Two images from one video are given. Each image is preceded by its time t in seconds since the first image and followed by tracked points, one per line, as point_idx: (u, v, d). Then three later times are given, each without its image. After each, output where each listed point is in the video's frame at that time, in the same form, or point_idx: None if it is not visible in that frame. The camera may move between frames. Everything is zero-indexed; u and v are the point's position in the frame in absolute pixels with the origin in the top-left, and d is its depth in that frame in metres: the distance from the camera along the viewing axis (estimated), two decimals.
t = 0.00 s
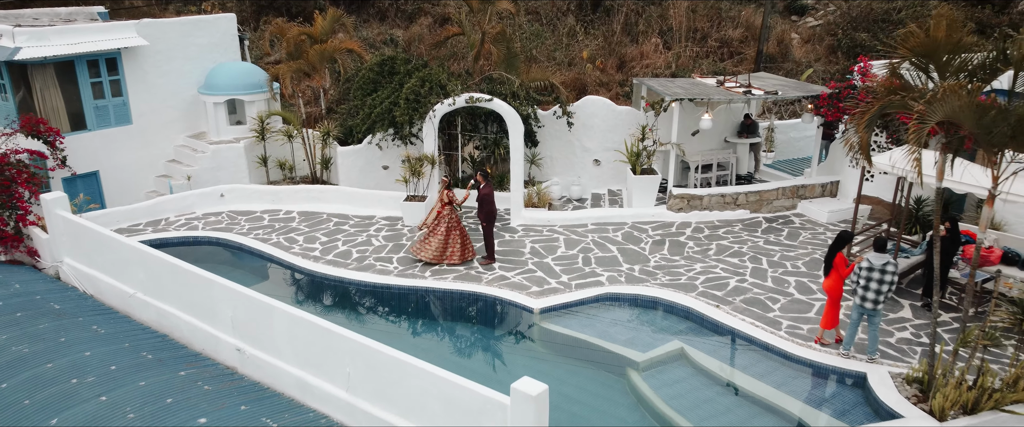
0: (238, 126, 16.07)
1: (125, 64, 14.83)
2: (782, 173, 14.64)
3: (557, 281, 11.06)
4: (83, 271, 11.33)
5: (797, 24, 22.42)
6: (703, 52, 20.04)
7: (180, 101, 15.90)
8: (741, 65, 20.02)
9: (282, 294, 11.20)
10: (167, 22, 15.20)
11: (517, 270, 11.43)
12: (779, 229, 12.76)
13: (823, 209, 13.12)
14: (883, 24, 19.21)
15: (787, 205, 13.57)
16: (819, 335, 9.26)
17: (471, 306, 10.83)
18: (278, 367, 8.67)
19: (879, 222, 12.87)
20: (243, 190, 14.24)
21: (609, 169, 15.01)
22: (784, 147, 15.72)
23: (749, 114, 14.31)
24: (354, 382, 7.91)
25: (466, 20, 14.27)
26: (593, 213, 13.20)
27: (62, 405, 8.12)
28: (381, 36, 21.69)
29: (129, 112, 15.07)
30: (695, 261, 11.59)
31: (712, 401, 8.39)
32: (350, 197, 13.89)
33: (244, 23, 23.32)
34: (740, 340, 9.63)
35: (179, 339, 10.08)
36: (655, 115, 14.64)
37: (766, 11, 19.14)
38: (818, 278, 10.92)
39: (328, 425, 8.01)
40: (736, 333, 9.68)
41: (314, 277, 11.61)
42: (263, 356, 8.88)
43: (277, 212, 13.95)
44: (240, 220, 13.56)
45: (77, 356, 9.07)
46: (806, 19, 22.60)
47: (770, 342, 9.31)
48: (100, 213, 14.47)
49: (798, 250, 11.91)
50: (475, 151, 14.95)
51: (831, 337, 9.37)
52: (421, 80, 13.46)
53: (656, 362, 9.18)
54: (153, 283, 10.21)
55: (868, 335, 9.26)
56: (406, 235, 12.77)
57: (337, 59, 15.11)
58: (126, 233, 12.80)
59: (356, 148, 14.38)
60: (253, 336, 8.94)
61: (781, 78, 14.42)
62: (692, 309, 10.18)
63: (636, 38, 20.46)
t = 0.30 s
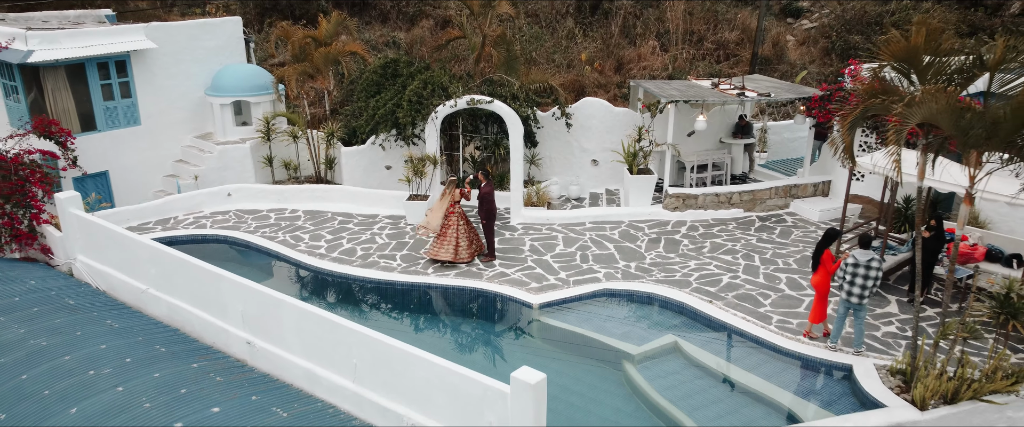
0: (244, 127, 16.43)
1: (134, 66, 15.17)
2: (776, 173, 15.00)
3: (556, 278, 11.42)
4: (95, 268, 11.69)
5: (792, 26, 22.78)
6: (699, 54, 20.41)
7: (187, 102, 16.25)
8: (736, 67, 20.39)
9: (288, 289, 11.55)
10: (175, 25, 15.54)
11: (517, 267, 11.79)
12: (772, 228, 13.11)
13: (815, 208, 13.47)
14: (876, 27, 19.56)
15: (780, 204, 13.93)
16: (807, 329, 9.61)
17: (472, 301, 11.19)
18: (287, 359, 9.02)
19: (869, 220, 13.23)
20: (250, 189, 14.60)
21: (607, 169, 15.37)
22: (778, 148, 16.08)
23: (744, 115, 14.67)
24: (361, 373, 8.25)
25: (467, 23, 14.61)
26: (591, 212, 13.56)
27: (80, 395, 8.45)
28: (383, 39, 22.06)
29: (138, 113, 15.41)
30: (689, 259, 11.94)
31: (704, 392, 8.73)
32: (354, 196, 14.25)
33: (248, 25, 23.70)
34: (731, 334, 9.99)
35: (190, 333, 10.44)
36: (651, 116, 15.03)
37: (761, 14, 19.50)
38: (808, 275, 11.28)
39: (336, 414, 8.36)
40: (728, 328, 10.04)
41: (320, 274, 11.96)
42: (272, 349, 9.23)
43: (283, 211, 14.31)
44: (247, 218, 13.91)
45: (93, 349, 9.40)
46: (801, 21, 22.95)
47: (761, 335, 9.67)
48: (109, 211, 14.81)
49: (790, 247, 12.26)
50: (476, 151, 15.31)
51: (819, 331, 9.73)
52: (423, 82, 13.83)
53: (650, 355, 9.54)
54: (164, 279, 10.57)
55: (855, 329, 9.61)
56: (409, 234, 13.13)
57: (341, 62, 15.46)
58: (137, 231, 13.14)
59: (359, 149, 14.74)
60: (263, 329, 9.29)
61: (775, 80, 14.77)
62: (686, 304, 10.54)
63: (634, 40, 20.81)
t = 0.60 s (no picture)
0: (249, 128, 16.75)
1: (142, 69, 15.49)
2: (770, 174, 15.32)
3: (554, 276, 11.75)
4: (107, 266, 12.04)
5: (788, 29, 23.11)
6: (696, 57, 20.74)
7: (193, 104, 16.57)
8: (732, 70, 20.72)
9: (294, 287, 11.87)
10: (181, 29, 15.84)
11: (516, 266, 12.12)
12: (766, 227, 13.44)
13: (808, 208, 13.78)
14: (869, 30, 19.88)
15: (774, 205, 14.26)
16: (798, 326, 9.93)
17: (473, 299, 11.51)
18: (295, 354, 9.33)
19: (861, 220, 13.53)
20: (255, 189, 14.91)
21: (605, 170, 15.68)
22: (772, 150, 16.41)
23: (739, 117, 14.94)
24: (367, 367, 8.57)
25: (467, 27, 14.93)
26: (589, 212, 13.88)
27: (95, 389, 8.74)
28: (385, 41, 22.40)
29: (145, 115, 15.73)
30: (684, 258, 12.26)
31: (698, 387, 9.04)
32: (357, 196, 14.56)
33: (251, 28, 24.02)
34: (724, 330, 10.31)
35: (200, 329, 10.77)
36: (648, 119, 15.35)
37: (756, 17, 19.81)
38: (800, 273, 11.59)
39: (342, 407, 8.68)
40: (722, 324, 10.35)
41: (325, 272, 12.28)
42: (280, 344, 9.55)
43: (288, 211, 14.64)
44: (253, 218, 14.23)
45: (105, 344, 9.70)
46: (797, 24, 23.29)
47: (753, 331, 9.99)
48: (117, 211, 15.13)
49: (783, 247, 12.58)
50: (477, 152, 15.62)
51: (809, 327, 10.05)
52: (425, 85, 14.16)
53: (646, 350, 9.86)
54: (175, 277, 10.91)
55: (843, 325, 9.94)
56: (412, 233, 13.45)
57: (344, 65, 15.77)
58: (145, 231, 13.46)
59: (363, 150, 15.06)
60: (271, 326, 9.61)
61: (769, 83, 15.07)
62: (681, 302, 10.86)
63: (632, 43, 21.13)
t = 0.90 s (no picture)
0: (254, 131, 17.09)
1: (149, 72, 15.81)
2: (764, 176, 15.65)
3: (553, 275, 12.08)
4: (118, 266, 12.37)
5: (784, 32, 23.44)
6: (692, 60, 21.09)
7: (199, 107, 16.90)
8: (729, 73, 21.06)
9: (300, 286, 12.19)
10: (188, 33, 16.17)
11: (516, 265, 12.46)
12: (760, 228, 13.76)
13: (801, 209, 14.11)
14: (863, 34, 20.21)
15: (768, 206, 14.59)
16: (788, 323, 10.26)
17: (474, 297, 11.83)
18: (302, 351, 9.66)
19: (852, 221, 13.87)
20: (261, 191, 15.24)
21: (603, 171, 16.00)
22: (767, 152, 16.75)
23: (735, 119, 15.26)
24: (372, 363, 8.89)
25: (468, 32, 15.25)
26: (587, 213, 14.20)
27: (109, 384, 9.03)
28: (387, 44, 22.74)
29: (153, 117, 16.05)
30: (680, 257, 12.59)
31: (691, 382, 9.37)
32: (361, 197, 14.89)
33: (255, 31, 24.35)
34: (717, 328, 10.64)
35: (209, 327, 11.10)
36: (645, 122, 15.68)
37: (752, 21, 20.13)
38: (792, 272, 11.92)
39: (348, 401, 9.01)
40: (715, 322, 10.68)
41: (330, 271, 12.61)
42: (288, 341, 9.88)
43: (293, 212, 14.97)
44: (259, 219, 14.56)
45: (118, 341, 10.01)
46: (793, 27, 23.63)
47: (745, 329, 10.32)
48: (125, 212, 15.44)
49: (776, 247, 12.91)
50: (477, 154, 15.94)
51: (799, 324, 10.38)
52: (427, 89, 14.49)
53: (642, 347, 10.19)
54: (184, 276, 11.23)
55: (832, 322, 10.27)
56: (414, 234, 13.78)
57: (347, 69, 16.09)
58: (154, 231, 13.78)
59: (366, 152, 15.39)
60: (279, 323, 9.93)
61: (764, 86, 15.40)
62: (676, 300, 11.20)
63: (630, 46, 21.46)
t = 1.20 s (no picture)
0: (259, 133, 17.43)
1: (157, 76, 16.13)
2: (759, 177, 15.99)
3: (551, 274, 12.43)
4: (129, 266, 12.73)
5: (780, 36, 23.80)
6: (689, 63, 21.44)
7: (205, 110, 17.24)
8: (725, 76, 21.41)
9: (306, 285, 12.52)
10: (195, 38, 16.49)
11: (516, 265, 12.81)
12: (753, 228, 14.10)
13: (794, 210, 14.45)
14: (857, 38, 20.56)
15: (762, 207, 14.93)
16: (779, 321, 10.60)
17: (475, 296, 12.17)
18: (309, 348, 10.00)
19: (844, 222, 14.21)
20: (266, 192, 15.59)
21: (601, 173, 16.33)
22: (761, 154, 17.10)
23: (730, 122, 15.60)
24: (377, 359, 9.23)
25: (469, 37, 15.59)
26: (585, 214, 14.54)
27: (123, 379, 9.32)
28: (389, 48, 23.09)
29: (160, 120, 16.38)
30: (675, 257, 12.93)
31: (685, 378, 9.70)
32: (364, 199, 15.24)
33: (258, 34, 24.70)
34: (711, 326, 10.98)
35: (218, 325, 11.44)
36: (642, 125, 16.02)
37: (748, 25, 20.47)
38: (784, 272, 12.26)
39: (354, 396, 9.35)
40: (709, 320, 11.02)
41: (334, 271, 12.95)
42: (295, 338, 10.22)
43: (298, 213, 15.32)
44: (265, 220, 14.89)
45: (131, 338, 10.32)
46: (789, 31, 24.00)
47: (737, 327, 10.66)
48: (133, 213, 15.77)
49: (769, 247, 13.24)
50: (478, 156, 16.25)
51: (790, 322, 10.72)
52: (429, 93, 14.83)
53: (637, 344, 10.53)
54: (194, 276, 11.58)
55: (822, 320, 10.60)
56: (416, 234, 14.12)
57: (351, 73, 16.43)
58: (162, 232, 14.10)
59: (368, 154, 15.73)
60: (286, 321, 10.26)
61: (759, 90, 15.74)
62: (671, 299, 11.55)
63: (628, 49, 21.80)
